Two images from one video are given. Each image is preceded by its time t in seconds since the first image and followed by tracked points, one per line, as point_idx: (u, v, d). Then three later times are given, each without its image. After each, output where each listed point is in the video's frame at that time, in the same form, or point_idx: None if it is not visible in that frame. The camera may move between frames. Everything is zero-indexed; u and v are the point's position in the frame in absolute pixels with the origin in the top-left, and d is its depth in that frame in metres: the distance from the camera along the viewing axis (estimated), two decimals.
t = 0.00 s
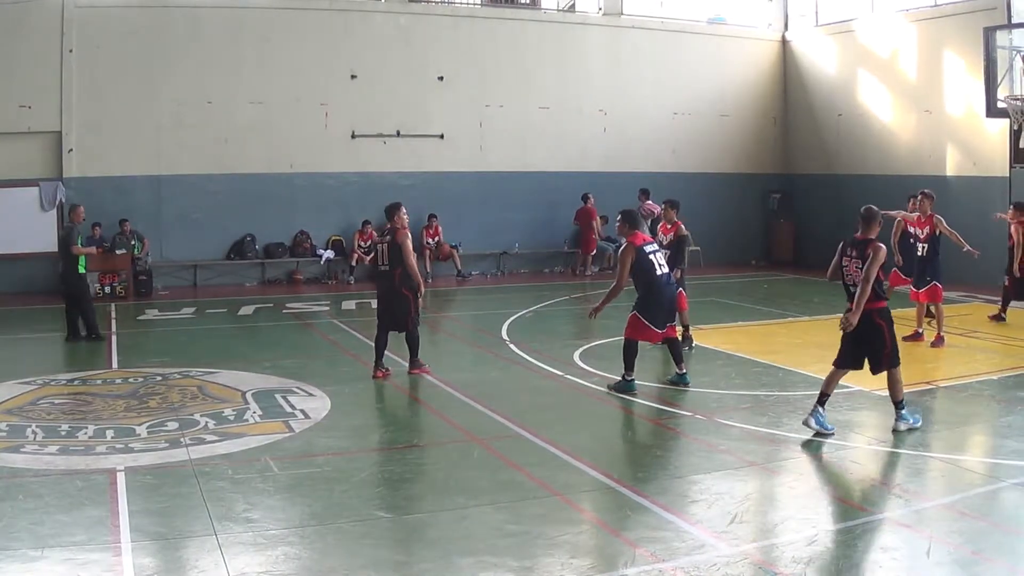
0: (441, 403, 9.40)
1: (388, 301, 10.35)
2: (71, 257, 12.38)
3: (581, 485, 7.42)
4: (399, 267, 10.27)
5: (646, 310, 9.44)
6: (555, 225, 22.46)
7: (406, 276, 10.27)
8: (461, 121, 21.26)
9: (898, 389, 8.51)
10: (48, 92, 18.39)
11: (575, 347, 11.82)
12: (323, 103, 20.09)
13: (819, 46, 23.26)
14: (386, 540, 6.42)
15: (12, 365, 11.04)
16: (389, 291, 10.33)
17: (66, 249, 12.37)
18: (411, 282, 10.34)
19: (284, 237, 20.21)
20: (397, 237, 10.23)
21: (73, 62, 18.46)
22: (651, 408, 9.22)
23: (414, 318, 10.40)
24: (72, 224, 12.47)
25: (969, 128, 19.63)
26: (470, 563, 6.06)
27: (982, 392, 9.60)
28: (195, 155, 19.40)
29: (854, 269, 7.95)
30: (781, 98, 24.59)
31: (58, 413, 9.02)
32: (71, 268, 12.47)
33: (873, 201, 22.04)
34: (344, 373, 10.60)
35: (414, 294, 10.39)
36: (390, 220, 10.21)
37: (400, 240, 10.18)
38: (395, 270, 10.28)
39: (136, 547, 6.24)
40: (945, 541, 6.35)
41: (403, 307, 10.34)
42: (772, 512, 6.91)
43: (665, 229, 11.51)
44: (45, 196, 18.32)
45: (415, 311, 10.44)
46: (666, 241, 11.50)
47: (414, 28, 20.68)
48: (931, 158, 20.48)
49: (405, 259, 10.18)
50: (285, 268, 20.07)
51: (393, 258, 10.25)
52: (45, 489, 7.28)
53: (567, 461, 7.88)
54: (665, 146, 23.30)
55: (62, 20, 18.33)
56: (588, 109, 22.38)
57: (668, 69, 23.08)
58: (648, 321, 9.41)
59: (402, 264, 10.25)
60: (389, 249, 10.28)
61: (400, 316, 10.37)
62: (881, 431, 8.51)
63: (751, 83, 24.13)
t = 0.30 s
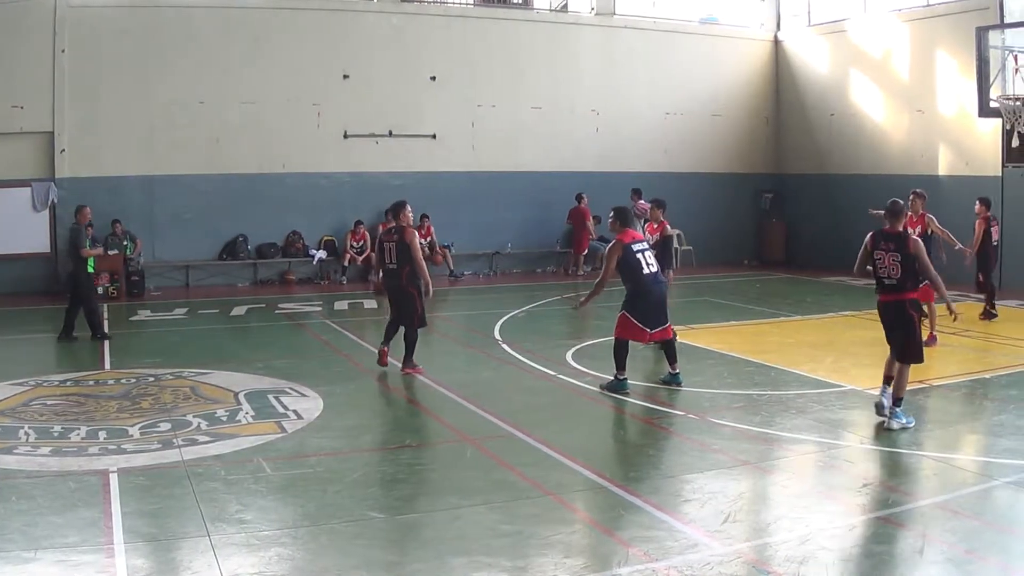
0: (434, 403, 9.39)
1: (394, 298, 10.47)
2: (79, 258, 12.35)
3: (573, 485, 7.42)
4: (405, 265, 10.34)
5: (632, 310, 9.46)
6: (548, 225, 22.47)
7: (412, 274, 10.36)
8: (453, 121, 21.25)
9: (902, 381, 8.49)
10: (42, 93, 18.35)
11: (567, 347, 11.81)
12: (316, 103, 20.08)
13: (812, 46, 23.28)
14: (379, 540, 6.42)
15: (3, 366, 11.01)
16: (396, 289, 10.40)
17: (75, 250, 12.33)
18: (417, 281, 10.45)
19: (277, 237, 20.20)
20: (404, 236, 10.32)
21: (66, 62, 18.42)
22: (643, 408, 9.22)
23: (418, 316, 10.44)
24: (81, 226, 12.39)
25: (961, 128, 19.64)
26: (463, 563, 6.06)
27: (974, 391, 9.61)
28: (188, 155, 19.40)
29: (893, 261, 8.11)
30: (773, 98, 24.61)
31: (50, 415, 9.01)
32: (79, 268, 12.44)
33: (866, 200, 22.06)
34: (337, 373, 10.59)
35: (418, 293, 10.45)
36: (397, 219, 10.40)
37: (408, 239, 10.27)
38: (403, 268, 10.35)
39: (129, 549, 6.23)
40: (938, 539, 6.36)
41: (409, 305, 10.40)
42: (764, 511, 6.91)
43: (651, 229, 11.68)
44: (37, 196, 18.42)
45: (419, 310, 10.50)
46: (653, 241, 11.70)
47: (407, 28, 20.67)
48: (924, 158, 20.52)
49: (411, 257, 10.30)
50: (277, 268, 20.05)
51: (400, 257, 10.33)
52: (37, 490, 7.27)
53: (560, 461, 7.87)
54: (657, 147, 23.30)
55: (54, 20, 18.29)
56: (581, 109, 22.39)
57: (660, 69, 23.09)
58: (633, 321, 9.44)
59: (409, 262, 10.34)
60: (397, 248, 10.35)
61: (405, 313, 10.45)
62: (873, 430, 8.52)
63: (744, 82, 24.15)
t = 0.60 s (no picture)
0: (423, 403, 9.38)
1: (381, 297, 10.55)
2: (81, 257, 12.38)
3: (563, 485, 7.41)
4: (398, 265, 10.41)
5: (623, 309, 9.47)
6: (538, 225, 22.49)
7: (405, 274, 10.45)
8: (442, 121, 21.24)
9: (920, 368, 8.65)
10: (32, 93, 18.28)
11: (557, 347, 11.80)
12: (305, 103, 20.06)
13: (801, 46, 23.30)
14: (368, 541, 6.41)
15: None
16: (388, 288, 10.44)
17: (76, 249, 12.37)
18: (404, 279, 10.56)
19: (267, 237, 20.19)
20: (396, 237, 10.38)
21: (55, 62, 18.37)
22: (633, 408, 9.21)
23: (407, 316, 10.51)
24: (82, 225, 12.43)
25: (950, 128, 19.67)
26: (453, 563, 6.05)
27: (963, 390, 9.62)
28: (181, 155, 19.39)
29: (916, 266, 8.31)
30: (762, 98, 24.63)
31: (39, 416, 8.98)
32: (80, 268, 12.47)
33: (855, 199, 22.09)
34: (326, 373, 10.57)
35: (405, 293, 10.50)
36: (384, 219, 10.52)
37: (402, 239, 10.33)
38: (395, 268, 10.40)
39: (119, 550, 6.21)
40: (928, 538, 6.37)
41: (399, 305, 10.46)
42: (754, 510, 6.91)
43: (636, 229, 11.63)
44: (26, 197, 18.34)
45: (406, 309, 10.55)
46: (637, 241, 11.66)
47: (395, 28, 20.66)
48: (913, 158, 20.55)
49: (400, 255, 10.42)
50: (266, 269, 20.07)
51: (392, 257, 10.42)
52: (25, 492, 7.25)
53: (550, 460, 7.87)
54: (646, 146, 23.32)
55: (44, 20, 18.23)
56: (570, 109, 22.40)
57: (649, 69, 23.10)
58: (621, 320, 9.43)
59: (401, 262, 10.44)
60: (388, 248, 10.43)
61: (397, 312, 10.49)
62: (860, 429, 8.52)
63: (732, 82, 24.16)
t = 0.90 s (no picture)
0: (414, 404, 9.36)
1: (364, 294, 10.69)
2: (81, 256, 12.48)
3: (553, 485, 7.41)
4: (377, 260, 10.57)
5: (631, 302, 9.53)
6: (529, 225, 22.50)
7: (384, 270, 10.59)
8: (432, 121, 21.23)
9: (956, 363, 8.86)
10: (24, 93, 18.24)
11: (548, 347, 11.79)
12: (296, 103, 20.05)
13: (791, 46, 23.33)
14: (359, 541, 6.41)
15: None
16: (368, 283, 10.63)
17: (77, 249, 12.47)
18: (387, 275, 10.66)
19: (257, 237, 20.18)
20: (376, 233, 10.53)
21: (46, 62, 18.32)
22: (624, 408, 9.20)
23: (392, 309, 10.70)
24: (83, 224, 12.57)
25: (941, 128, 19.68)
26: (444, 563, 6.05)
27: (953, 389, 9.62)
28: (174, 155, 19.38)
29: (939, 260, 8.39)
30: (753, 98, 24.64)
31: (30, 416, 8.97)
32: (79, 267, 12.57)
33: (846, 199, 22.10)
34: (317, 373, 10.57)
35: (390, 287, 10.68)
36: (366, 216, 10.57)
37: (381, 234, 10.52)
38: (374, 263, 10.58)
39: (110, 550, 6.20)
40: (919, 537, 6.38)
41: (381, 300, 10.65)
42: (745, 510, 6.91)
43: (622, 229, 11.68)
44: (17, 197, 18.27)
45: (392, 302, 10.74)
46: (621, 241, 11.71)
47: (386, 28, 20.65)
48: (903, 158, 20.57)
49: (377, 249, 10.56)
50: (257, 269, 20.04)
51: (372, 252, 10.59)
52: (16, 493, 7.24)
53: (541, 461, 7.86)
54: (637, 146, 23.32)
55: (35, 20, 18.18)
56: (561, 109, 22.40)
57: (640, 69, 23.11)
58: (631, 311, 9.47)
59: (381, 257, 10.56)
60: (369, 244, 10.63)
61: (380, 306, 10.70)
62: (851, 428, 8.52)
63: (723, 82, 24.17)
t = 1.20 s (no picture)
0: (405, 404, 9.35)
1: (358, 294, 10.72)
2: (82, 254, 12.59)
3: (544, 484, 7.40)
4: (370, 259, 10.58)
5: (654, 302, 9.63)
6: (520, 225, 22.50)
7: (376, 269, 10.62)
8: (422, 120, 21.23)
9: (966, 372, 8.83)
10: (15, 93, 18.18)
11: (537, 347, 11.78)
12: (287, 103, 20.05)
13: (781, 45, 23.36)
14: (349, 542, 6.40)
15: None
16: (360, 282, 10.66)
17: (77, 247, 12.55)
18: (380, 274, 10.69)
19: (247, 237, 20.16)
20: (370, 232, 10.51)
21: (37, 62, 18.26)
22: (615, 408, 9.20)
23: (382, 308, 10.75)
24: (83, 224, 12.68)
25: (930, 127, 19.72)
26: (435, 563, 6.04)
27: (943, 388, 9.64)
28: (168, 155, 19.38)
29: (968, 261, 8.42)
30: (742, 97, 24.67)
31: (20, 417, 8.95)
32: (80, 265, 12.66)
33: (837, 198, 22.13)
34: (308, 374, 10.55)
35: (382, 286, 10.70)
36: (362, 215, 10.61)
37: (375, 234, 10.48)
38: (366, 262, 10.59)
39: (101, 551, 6.19)
40: (908, 536, 6.39)
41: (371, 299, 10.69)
42: (735, 510, 6.91)
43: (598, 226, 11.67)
44: (5, 197, 18.20)
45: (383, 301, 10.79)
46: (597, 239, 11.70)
47: (377, 28, 20.65)
48: (894, 157, 20.60)
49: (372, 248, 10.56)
50: (246, 269, 20.00)
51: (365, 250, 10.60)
52: (5, 494, 7.22)
53: (531, 461, 7.85)
54: (627, 146, 23.33)
55: (25, 20, 18.11)
56: (550, 109, 22.41)
57: (629, 69, 23.12)
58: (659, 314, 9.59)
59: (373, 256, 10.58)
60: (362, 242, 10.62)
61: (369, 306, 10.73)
62: (842, 428, 8.53)
63: (712, 82, 24.19)
